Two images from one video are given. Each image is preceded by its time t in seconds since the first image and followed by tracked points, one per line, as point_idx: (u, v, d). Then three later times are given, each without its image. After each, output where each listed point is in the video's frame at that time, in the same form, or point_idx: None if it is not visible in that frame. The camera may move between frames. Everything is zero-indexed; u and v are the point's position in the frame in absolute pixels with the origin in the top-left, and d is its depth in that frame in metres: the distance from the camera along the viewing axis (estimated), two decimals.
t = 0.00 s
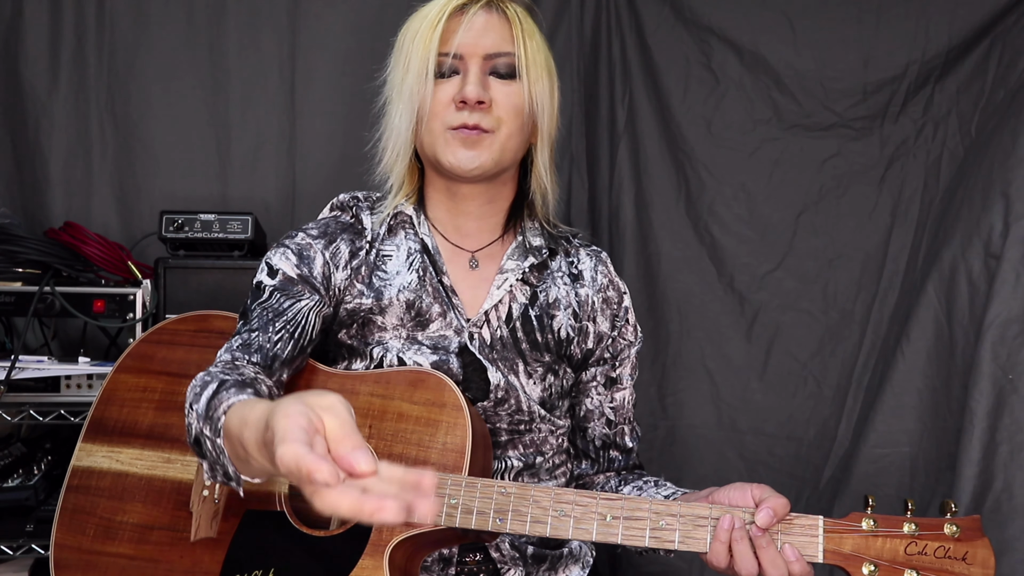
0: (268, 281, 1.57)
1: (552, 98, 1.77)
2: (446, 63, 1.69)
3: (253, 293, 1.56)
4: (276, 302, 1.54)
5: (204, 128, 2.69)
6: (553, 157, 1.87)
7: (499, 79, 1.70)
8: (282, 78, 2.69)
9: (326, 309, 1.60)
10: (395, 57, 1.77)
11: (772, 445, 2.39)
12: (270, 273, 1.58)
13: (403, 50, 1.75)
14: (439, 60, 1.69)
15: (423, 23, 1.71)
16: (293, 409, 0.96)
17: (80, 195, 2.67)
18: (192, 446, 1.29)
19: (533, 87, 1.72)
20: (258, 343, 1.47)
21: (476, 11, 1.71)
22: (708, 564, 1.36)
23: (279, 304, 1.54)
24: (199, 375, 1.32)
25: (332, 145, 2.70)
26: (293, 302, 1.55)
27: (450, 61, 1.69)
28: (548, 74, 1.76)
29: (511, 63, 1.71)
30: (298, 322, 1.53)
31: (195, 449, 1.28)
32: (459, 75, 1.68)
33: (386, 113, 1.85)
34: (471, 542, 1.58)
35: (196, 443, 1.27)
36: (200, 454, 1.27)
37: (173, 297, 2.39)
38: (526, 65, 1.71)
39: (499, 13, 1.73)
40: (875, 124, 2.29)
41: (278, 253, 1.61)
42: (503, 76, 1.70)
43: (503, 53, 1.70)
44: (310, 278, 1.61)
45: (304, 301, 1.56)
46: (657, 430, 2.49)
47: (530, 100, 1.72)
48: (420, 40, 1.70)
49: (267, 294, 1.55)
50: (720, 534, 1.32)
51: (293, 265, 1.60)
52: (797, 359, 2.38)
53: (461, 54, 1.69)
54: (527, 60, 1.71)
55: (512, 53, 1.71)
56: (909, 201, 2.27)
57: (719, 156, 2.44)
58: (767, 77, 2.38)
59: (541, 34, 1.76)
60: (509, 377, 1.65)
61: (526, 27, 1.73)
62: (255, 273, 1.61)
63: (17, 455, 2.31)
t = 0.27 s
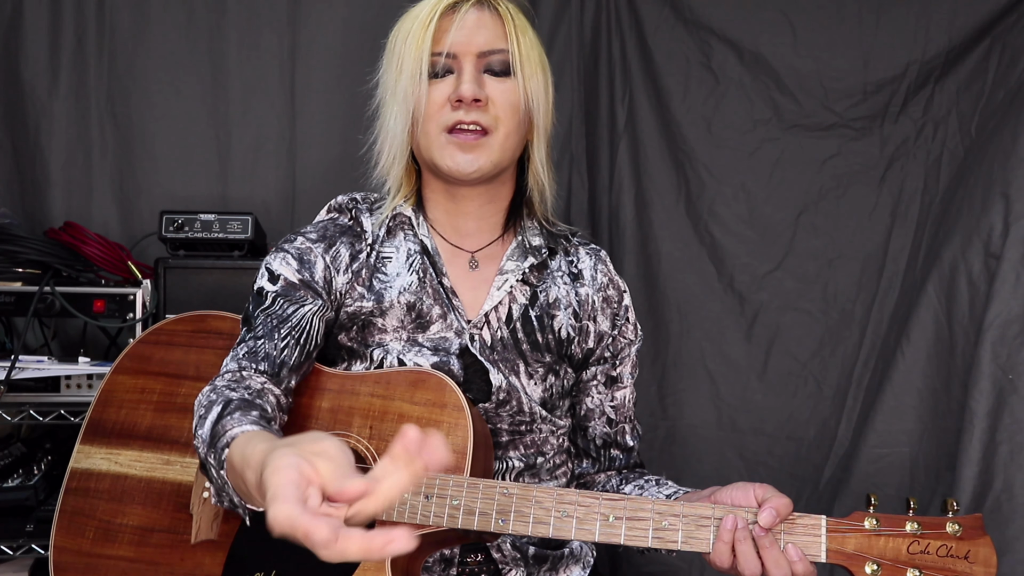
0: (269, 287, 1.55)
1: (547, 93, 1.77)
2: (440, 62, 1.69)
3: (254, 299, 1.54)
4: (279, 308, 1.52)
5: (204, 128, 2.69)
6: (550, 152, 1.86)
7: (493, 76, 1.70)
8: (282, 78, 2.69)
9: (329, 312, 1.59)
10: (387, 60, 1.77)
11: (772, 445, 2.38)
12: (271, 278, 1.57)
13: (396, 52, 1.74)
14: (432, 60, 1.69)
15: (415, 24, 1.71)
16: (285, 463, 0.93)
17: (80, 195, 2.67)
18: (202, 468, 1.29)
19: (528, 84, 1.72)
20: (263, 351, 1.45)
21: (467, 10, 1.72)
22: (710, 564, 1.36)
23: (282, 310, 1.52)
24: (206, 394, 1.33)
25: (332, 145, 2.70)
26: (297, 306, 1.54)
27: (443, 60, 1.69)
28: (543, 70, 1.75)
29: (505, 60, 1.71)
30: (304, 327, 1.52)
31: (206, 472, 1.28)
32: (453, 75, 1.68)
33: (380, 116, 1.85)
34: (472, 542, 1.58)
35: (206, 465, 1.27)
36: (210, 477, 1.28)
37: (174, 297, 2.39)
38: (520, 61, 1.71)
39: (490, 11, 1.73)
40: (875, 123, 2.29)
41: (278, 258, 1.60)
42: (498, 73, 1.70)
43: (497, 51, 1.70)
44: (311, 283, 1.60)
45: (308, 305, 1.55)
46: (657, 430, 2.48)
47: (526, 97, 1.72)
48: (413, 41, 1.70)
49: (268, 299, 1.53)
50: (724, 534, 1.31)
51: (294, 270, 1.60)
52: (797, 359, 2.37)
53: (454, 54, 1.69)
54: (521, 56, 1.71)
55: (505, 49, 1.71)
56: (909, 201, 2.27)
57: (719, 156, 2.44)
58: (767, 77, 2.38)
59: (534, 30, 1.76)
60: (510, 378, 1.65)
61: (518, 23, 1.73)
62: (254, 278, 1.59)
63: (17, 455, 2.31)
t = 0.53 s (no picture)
0: (270, 288, 1.55)
1: (544, 91, 1.77)
2: (436, 63, 1.69)
3: (255, 300, 1.54)
4: (280, 309, 1.52)
5: (204, 128, 2.69)
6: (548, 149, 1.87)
7: (491, 75, 1.70)
8: (282, 78, 2.69)
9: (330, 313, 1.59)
10: (383, 63, 1.77)
11: (772, 445, 2.39)
12: (272, 279, 1.56)
13: (391, 54, 1.74)
14: (429, 60, 1.69)
15: (410, 26, 1.71)
16: (285, 480, 0.86)
17: (80, 195, 2.67)
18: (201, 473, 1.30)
19: (525, 81, 1.72)
20: (265, 354, 1.45)
21: (462, 10, 1.72)
22: (711, 565, 1.36)
23: (284, 311, 1.52)
24: (208, 397, 1.33)
25: (332, 145, 2.70)
26: (298, 308, 1.54)
27: (440, 61, 1.69)
28: (539, 68, 1.76)
29: (501, 59, 1.71)
30: (305, 328, 1.52)
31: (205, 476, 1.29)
32: (450, 74, 1.68)
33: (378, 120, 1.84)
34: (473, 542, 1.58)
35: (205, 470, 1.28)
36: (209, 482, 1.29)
37: (174, 297, 2.39)
38: (517, 60, 1.71)
39: (485, 10, 1.73)
40: (876, 123, 2.29)
41: (278, 258, 1.60)
42: (495, 72, 1.70)
43: (493, 49, 1.70)
44: (311, 284, 1.60)
45: (308, 306, 1.55)
46: (657, 430, 2.49)
47: (524, 95, 1.72)
48: (408, 43, 1.69)
49: (269, 301, 1.53)
50: (724, 534, 1.31)
51: (295, 271, 1.59)
52: (797, 359, 2.38)
53: (451, 54, 1.69)
54: (517, 54, 1.71)
55: (502, 48, 1.71)
56: (909, 201, 2.27)
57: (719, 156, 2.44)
58: (767, 77, 2.38)
59: (529, 28, 1.77)
60: (511, 379, 1.65)
61: (513, 22, 1.74)
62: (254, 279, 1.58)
63: (17, 455, 2.31)
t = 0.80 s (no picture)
0: (271, 289, 1.55)
1: (541, 90, 1.77)
2: (434, 63, 1.69)
3: (256, 301, 1.54)
4: (282, 310, 1.52)
5: (204, 129, 2.69)
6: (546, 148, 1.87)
7: (489, 75, 1.70)
8: (282, 79, 2.69)
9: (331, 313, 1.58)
10: (380, 66, 1.77)
11: (772, 445, 2.38)
12: (273, 280, 1.56)
13: (388, 56, 1.74)
14: (426, 61, 1.69)
15: (407, 28, 1.71)
16: (284, 483, 0.86)
17: (80, 195, 2.67)
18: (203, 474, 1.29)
19: (523, 81, 1.72)
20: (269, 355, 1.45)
21: (458, 11, 1.72)
22: (710, 564, 1.35)
23: (285, 312, 1.52)
24: (210, 398, 1.32)
25: (332, 145, 2.70)
26: (299, 309, 1.53)
27: (437, 61, 1.69)
28: (536, 67, 1.76)
29: (499, 58, 1.71)
30: (307, 329, 1.51)
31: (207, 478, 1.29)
32: (448, 75, 1.68)
33: (376, 123, 1.84)
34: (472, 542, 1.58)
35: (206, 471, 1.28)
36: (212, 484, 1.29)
37: (173, 297, 2.39)
38: (514, 59, 1.71)
39: (481, 11, 1.74)
40: (875, 124, 2.29)
41: (278, 259, 1.59)
42: (492, 71, 1.70)
43: (491, 49, 1.71)
44: (312, 284, 1.60)
45: (310, 307, 1.55)
46: (657, 430, 2.48)
47: (522, 94, 1.72)
48: (405, 44, 1.69)
49: (271, 302, 1.53)
50: (724, 533, 1.31)
51: (295, 272, 1.59)
52: (797, 359, 2.37)
53: (448, 54, 1.69)
54: (514, 54, 1.72)
55: (499, 48, 1.71)
56: (909, 201, 2.27)
57: (719, 156, 2.44)
58: (767, 77, 2.38)
59: (524, 28, 1.77)
60: (510, 378, 1.65)
61: (509, 22, 1.74)
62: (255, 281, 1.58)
63: (17, 455, 2.31)
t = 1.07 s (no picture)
0: (273, 291, 1.54)
1: (538, 89, 1.77)
2: (430, 65, 1.69)
3: (257, 303, 1.54)
4: (285, 314, 1.52)
5: (204, 129, 2.69)
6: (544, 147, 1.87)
7: (486, 76, 1.70)
8: (282, 79, 2.69)
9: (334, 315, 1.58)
10: (377, 68, 1.78)
11: (772, 445, 2.39)
12: (274, 283, 1.56)
13: (385, 58, 1.74)
14: (423, 63, 1.69)
15: (403, 29, 1.71)
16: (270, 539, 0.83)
17: (80, 195, 2.68)
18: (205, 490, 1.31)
19: (520, 81, 1.72)
20: (275, 359, 1.45)
21: (454, 11, 1.72)
22: (710, 563, 1.35)
23: (288, 315, 1.52)
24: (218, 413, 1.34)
25: (331, 145, 2.70)
26: (302, 311, 1.53)
27: (434, 63, 1.69)
28: (533, 67, 1.75)
29: (496, 59, 1.71)
30: (311, 332, 1.52)
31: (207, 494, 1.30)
32: (445, 77, 1.68)
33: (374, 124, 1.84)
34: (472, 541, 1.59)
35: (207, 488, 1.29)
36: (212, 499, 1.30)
37: (174, 297, 2.39)
38: (511, 60, 1.71)
39: (477, 11, 1.74)
40: (875, 124, 2.29)
41: (278, 261, 1.59)
42: (489, 72, 1.70)
43: (487, 50, 1.70)
44: (313, 287, 1.60)
45: (313, 309, 1.54)
46: (657, 430, 2.48)
47: (519, 94, 1.72)
48: (402, 46, 1.69)
49: (273, 305, 1.53)
50: (723, 532, 1.31)
51: (296, 274, 1.59)
52: (797, 359, 2.37)
53: (445, 56, 1.69)
54: (511, 54, 1.71)
55: (496, 48, 1.71)
56: (908, 201, 2.27)
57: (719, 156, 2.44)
58: (767, 77, 2.38)
59: (521, 28, 1.77)
60: (510, 378, 1.65)
61: (506, 22, 1.74)
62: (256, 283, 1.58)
63: (17, 455, 2.31)
